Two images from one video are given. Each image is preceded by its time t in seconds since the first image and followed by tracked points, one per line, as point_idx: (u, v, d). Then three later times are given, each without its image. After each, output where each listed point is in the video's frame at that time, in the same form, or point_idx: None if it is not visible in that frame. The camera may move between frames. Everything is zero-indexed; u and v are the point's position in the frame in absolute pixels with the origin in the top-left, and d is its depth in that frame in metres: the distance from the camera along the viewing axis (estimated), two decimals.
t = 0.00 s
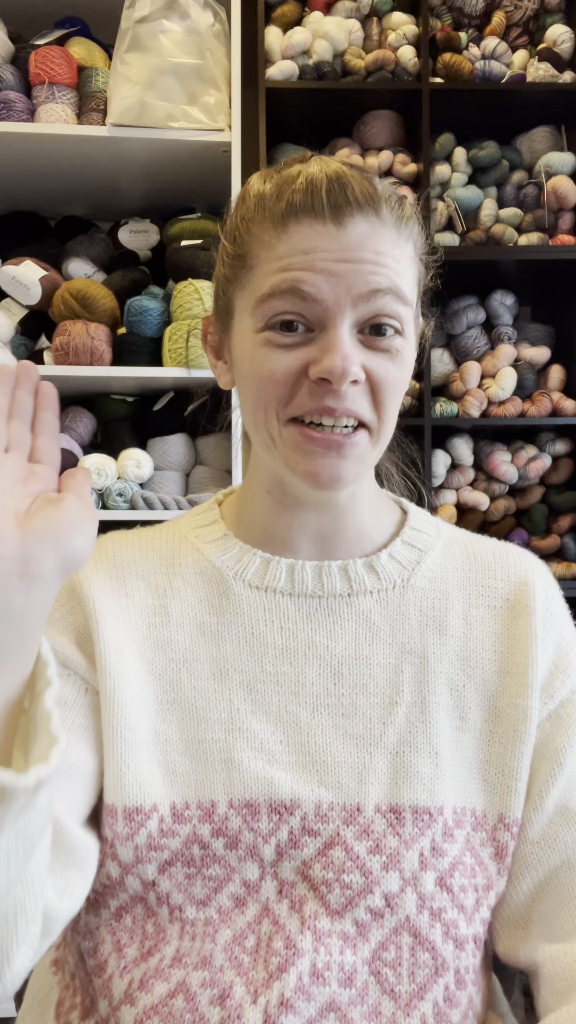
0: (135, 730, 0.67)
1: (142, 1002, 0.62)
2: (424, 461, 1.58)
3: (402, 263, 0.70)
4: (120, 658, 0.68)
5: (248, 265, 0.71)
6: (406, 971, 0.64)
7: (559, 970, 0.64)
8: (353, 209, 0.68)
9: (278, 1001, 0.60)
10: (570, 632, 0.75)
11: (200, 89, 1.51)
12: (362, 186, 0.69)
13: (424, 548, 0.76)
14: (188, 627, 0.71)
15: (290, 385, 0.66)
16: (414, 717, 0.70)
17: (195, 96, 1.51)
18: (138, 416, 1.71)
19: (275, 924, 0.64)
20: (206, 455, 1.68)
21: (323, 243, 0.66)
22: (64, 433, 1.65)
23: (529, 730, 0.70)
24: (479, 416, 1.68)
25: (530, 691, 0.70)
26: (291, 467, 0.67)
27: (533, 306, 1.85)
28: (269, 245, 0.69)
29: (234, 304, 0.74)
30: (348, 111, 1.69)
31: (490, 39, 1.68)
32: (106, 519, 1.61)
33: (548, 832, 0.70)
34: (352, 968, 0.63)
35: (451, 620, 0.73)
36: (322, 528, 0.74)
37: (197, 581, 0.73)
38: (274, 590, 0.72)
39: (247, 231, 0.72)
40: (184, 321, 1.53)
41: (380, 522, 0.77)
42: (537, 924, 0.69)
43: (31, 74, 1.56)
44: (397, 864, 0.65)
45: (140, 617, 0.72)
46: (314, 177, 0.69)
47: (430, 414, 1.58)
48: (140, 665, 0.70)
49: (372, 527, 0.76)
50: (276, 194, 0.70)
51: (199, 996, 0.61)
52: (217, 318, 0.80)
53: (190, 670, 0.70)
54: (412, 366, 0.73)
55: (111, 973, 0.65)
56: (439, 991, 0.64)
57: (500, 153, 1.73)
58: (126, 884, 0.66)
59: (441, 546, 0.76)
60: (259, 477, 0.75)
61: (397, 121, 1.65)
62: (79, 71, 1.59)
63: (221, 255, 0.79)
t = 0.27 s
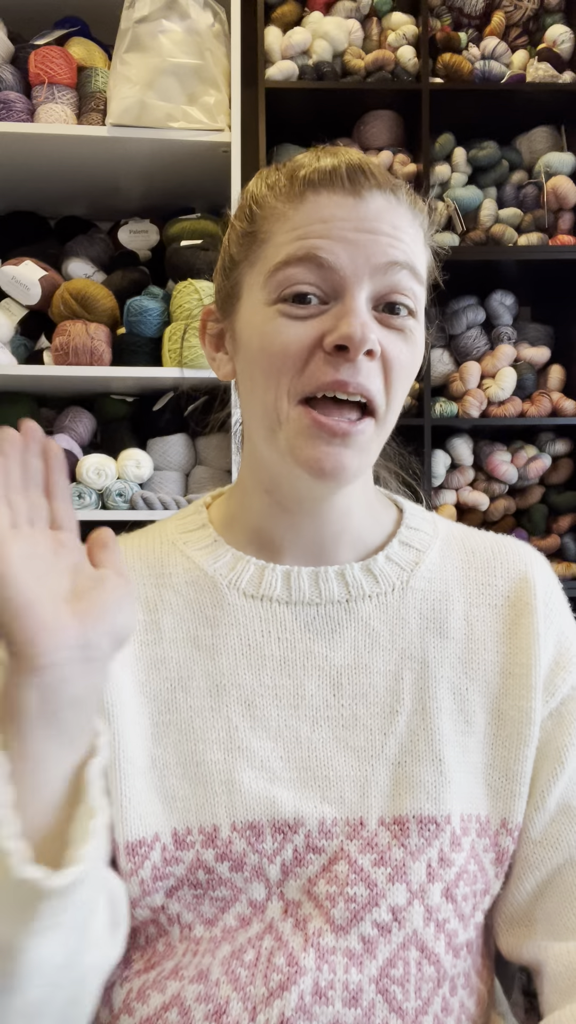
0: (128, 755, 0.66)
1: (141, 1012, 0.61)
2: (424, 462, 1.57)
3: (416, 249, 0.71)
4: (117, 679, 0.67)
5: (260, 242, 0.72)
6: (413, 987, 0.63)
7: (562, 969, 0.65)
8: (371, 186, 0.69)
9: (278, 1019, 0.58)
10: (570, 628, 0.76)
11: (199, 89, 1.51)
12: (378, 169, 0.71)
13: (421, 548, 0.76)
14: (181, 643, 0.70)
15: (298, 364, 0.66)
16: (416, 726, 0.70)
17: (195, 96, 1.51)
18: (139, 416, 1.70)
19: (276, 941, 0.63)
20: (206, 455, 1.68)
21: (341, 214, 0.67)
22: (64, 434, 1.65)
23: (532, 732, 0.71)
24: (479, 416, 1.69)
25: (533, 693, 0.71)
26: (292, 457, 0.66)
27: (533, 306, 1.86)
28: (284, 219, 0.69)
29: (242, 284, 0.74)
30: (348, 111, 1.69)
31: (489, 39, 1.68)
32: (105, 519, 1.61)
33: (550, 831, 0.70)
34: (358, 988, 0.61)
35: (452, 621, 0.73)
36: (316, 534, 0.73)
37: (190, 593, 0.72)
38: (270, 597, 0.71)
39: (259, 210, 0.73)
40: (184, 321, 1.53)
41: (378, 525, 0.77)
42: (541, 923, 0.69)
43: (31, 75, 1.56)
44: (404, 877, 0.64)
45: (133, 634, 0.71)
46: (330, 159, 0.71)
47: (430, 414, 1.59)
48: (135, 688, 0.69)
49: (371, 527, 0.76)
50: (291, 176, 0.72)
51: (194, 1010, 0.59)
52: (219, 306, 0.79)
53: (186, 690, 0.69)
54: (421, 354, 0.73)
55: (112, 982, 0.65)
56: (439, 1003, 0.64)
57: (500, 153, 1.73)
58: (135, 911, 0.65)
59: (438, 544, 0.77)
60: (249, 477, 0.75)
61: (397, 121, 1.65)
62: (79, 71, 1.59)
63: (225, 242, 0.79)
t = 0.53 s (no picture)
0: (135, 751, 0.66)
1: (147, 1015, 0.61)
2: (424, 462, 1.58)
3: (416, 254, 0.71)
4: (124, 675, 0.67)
5: (257, 249, 0.71)
6: (417, 986, 0.63)
7: (566, 969, 0.65)
8: (369, 194, 0.69)
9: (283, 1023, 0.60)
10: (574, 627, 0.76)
11: (200, 89, 1.51)
12: (376, 174, 0.70)
13: (425, 548, 0.76)
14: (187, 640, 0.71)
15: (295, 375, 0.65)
16: (421, 724, 0.70)
17: (195, 96, 1.51)
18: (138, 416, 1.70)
19: (282, 942, 0.62)
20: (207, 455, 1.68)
21: (338, 224, 0.66)
22: (64, 434, 1.65)
23: (536, 732, 0.71)
24: (479, 416, 1.69)
25: (537, 693, 0.71)
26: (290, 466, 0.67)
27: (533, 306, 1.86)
28: (281, 227, 0.69)
29: (239, 290, 0.74)
30: (348, 111, 1.69)
31: (490, 39, 1.68)
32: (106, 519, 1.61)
33: (554, 831, 0.70)
34: (364, 989, 0.62)
35: (457, 620, 0.73)
36: (318, 534, 0.73)
37: (194, 592, 0.72)
38: (274, 596, 0.71)
39: (257, 216, 0.72)
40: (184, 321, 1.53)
41: (379, 526, 0.77)
42: (545, 922, 0.69)
43: (31, 75, 1.56)
44: (412, 876, 0.64)
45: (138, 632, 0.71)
46: (328, 165, 0.70)
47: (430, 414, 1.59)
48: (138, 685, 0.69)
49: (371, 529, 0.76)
50: (288, 182, 0.71)
51: (197, 1014, 0.61)
52: (218, 311, 0.79)
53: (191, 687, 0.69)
54: (420, 361, 0.73)
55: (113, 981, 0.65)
56: (441, 1000, 0.64)
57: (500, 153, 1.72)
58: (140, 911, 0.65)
59: (441, 544, 0.77)
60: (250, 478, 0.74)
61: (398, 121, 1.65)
62: (79, 71, 1.59)
63: (225, 245, 0.79)
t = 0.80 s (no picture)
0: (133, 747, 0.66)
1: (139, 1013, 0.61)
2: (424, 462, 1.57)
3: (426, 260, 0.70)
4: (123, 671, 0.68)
5: (270, 250, 0.71)
6: (412, 986, 0.63)
7: (562, 972, 0.64)
8: (383, 201, 0.68)
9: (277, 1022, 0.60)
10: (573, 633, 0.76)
11: (199, 89, 1.51)
12: (392, 183, 0.70)
13: (425, 550, 0.76)
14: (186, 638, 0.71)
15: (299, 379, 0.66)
16: (419, 724, 0.70)
17: (195, 96, 1.51)
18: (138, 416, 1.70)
19: (276, 941, 0.62)
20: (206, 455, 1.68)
21: (350, 230, 0.66)
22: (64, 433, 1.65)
23: (534, 735, 0.71)
24: (479, 416, 1.69)
25: (535, 696, 0.71)
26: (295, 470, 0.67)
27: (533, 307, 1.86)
28: (294, 230, 0.69)
29: (250, 290, 0.73)
30: (348, 111, 1.69)
31: (490, 39, 1.68)
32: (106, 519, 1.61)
33: (551, 835, 0.70)
34: (358, 989, 0.61)
35: (455, 622, 0.73)
36: (323, 535, 0.73)
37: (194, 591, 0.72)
38: (273, 597, 0.71)
39: (271, 217, 0.72)
40: (184, 321, 1.53)
41: (383, 529, 0.77)
42: (540, 925, 0.69)
43: (31, 75, 1.56)
44: (407, 876, 0.64)
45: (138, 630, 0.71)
46: (344, 171, 0.70)
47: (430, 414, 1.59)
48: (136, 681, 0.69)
49: (377, 532, 0.76)
50: (304, 185, 0.71)
51: (192, 1012, 0.61)
52: (229, 310, 0.79)
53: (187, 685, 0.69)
54: (426, 367, 0.72)
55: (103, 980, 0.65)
56: (436, 1001, 0.64)
57: (500, 153, 1.72)
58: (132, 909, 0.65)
59: (443, 547, 0.77)
60: (252, 480, 0.74)
61: (398, 121, 1.65)
62: (79, 72, 1.59)
63: (239, 244, 0.79)
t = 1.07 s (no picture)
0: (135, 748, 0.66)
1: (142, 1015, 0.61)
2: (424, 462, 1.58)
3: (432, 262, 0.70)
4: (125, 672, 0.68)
5: (275, 251, 0.71)
6: (415, 989, 0.63)
7: (563, 973, 0.65)
8: (390, 203, 0.68)
9: None
10: None
11: (199, 89, 1.51)
12: (399, 185, 0.70)
13: (428, 551, 0.76)
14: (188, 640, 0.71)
15: (302, 380, 0.66)
16: (422, 726, 0.70)
17: (195, 97, 1.51)
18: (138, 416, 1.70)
19: (279, 943, 0.62)
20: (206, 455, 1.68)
21: (357, 232, 0.66)
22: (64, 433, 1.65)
23: (536, 737, 0.71)
24: (479, 416, 1.69)
25: (537, 698, 0.71)
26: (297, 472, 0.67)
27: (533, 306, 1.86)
28: (299, 232, 0.68)
29: (255, 291, 0.73)
30: (348, 111, 1.69)
31: (489, 39, 1.68)
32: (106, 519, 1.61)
33: (552, 836, 0.70)
34: (361, 991, 0.61)
35: (458, 624, 0.73)
36: (325, 536, 0.73)
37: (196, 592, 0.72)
38: (276, 599, 0.71)
39: (277, 217, 0.72)
40: (184, 321, 1.53)
41: (386, 529, 0.77)
42: (542, 926, 0.69)
43: (31, 75, 1.56)
44: (410, 878, 0.64)
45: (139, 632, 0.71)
46: (353, 172, 0.70)
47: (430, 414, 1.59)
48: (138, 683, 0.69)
49: (379, 532, 0.76)
50: (311, 186, 0.70)
51: (194, 1014, 0.61)
52: (233, 309, 0.79)
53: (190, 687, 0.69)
54: (430, 370, 0.72)
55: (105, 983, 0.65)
56: (438, 1003, 0.64)
57: (500, 153, 1.72)
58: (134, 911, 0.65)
59: (445, 548, 0.77)
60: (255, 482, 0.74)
61: (398, 121, 1.65)
62: (78, 71, 1.59)
63: (244, 244, 0.79)
